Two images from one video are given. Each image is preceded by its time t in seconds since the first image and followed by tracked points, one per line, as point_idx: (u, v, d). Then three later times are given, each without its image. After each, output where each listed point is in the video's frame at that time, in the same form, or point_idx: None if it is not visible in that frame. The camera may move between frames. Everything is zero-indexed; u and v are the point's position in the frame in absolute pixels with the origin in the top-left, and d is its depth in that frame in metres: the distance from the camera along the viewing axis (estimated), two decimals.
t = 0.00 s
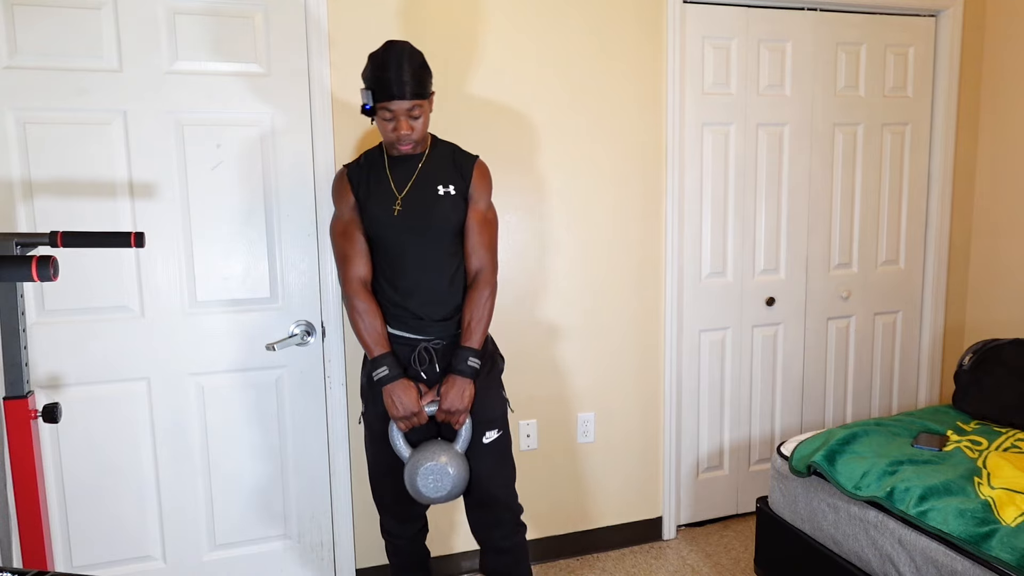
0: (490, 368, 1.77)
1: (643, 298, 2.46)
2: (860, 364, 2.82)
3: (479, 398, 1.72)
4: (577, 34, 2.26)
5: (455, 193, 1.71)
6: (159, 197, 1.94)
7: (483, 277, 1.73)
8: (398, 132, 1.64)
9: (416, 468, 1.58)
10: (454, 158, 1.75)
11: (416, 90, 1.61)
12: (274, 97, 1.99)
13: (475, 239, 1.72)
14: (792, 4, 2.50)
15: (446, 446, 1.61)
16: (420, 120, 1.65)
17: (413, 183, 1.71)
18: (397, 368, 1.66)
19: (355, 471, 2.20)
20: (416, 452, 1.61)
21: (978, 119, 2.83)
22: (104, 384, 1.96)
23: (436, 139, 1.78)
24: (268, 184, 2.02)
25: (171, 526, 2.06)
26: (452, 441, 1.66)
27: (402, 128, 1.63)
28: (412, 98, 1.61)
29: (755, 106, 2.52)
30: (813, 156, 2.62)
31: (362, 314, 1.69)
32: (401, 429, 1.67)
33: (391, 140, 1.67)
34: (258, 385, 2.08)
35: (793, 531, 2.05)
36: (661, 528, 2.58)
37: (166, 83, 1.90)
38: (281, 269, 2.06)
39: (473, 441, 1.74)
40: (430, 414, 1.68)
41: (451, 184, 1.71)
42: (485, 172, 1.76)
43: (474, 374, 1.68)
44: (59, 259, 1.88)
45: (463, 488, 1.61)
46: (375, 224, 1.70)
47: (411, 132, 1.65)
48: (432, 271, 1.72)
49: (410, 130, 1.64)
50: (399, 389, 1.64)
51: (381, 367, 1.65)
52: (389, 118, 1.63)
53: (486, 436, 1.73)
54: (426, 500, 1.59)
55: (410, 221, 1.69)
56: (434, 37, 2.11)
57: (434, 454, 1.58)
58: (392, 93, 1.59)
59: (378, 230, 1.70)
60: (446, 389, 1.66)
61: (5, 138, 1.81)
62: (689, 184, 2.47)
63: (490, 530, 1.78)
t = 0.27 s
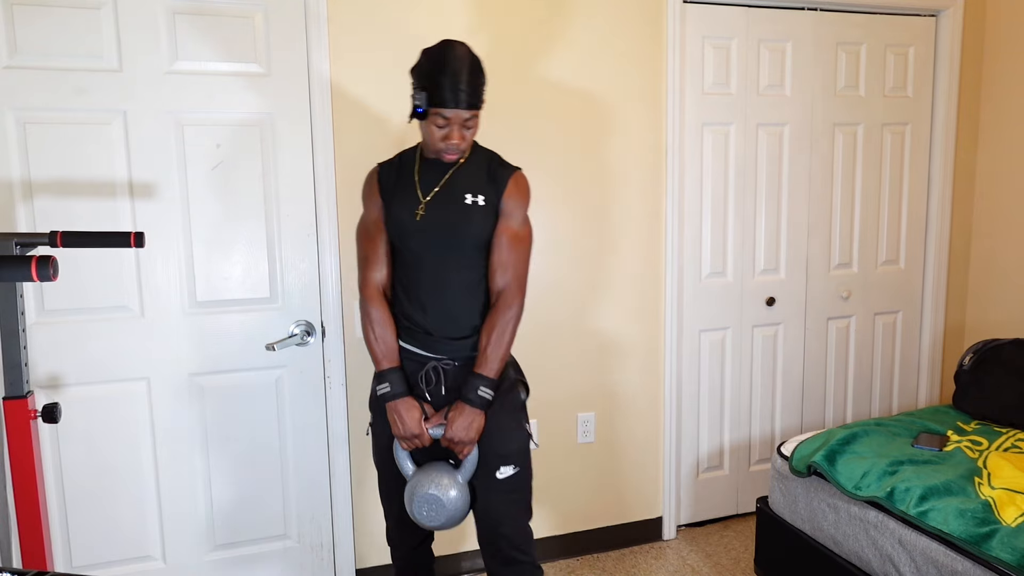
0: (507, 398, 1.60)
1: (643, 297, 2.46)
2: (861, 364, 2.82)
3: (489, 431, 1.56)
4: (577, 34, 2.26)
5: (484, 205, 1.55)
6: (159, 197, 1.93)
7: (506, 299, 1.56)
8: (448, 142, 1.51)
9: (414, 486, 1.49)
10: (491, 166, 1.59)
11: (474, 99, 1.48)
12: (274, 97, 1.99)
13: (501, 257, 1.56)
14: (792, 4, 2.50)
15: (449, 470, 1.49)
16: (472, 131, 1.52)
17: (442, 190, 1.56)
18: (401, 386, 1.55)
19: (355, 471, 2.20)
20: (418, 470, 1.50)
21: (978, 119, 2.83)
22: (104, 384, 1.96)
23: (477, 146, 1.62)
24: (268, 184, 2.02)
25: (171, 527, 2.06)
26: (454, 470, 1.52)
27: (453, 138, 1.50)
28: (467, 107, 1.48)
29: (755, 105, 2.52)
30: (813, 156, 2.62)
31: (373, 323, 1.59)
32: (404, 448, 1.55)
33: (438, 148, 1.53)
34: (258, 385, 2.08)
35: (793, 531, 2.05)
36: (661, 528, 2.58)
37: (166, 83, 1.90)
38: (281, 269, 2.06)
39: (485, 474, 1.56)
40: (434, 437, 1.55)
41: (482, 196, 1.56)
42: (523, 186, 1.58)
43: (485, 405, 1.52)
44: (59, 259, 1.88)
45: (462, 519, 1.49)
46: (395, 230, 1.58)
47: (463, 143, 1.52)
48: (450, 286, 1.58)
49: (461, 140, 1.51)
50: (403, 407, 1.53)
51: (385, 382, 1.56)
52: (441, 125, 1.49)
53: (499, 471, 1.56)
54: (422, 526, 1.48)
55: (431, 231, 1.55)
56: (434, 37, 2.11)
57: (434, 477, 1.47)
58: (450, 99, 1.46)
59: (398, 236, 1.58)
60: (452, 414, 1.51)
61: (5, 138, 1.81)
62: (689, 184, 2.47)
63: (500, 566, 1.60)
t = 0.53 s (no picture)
0: (545, 421, 1.38)
1: (643, 297, 2.46)
2: (860, 364, 2.82)
3: (520, 454, 1.35)
4: (577, 34, 2.25)
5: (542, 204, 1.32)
6: (159, 197, 1.93)
7: (555, 312, 1.34)
8: (514, 130, 1.27)
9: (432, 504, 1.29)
10: (557, 162, 1.36)
11: (552, 86, 1.26)
12: (274, 97, 1.99)
13: (553, 264, 1.34)
14: (792, 4, 2.50)
15: (470, 492, 1.29)
16: (543, 121, 1.29)
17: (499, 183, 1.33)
18: (428, 394, 1.34)
19: (355, 471, 2.20)
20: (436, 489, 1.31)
21: (979, 119, 2.83)
22: (104, 384, 1.96)
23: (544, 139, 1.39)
24: (268, 184, 2.02)
25: (170, 527, 2.06)
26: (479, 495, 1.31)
27: (521, 127, 1.27)
28: (544, 91, 1.25)
29: (755, 105, 2.52)
30: (813, 156, 2.62)
31: (405, 324, 1.37)
32: (425, 464, 1.35)
33: (501, 138, 1.30)
34: (258, 385, 2.08)
35: (792, 531, 2.05)
36: (661, 528, 2.58)
37: (166, 83, 1.90)
38: (281, 269, 2.06)
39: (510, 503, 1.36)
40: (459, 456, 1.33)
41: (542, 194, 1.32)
42: (588, 189, 1.35)
43: (518, 426, 1.31)
44: (58, 260, 1.88)
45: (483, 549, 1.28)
46: (439, 221, 1.36)
47: (530, 133, 1.28)
48: (490, 291, 1.36)
49: (530, 128, 1.27)
50: (428, 417, 1.32)
51: (411, 390, 1.34)
52: (508, 109, 1.26)
53: (527, 500, 1.35)
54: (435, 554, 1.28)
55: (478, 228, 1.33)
56: (434, 37, 2.11)
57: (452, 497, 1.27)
58: (523, 79, 1.23)
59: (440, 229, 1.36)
60: (480, 431, 1.30)
61: (5, 138, 1.81)
62: (689, 184, 2.47)
63: None
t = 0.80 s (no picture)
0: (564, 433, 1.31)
1: (643, 297, 2.46)
2: (860, 364, 2.82)
3: (542, 470, 1.28)
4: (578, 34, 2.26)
5: (563, 199, 1.27)
6: (159, 197, 1.93)
7: (578, 315, 1.29)
8: (517, 94, 1.19)
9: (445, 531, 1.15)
10: (571, 154, 1.30)
11: (557, 49, 1.20)
12: (274, 97, 1.99)
13: (574, 264, 1.29)
14: (791, 4, 2.50)
15: (489, 514, 1.17)
16: (546, 90, 1.21)
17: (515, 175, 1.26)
18: (445, 406, 1.23)
19: (355, 471, 2.20)
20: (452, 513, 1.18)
21: (978, 119, 2.83)
22: (105, 384, 1.96)
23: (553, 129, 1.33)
24: (268, 184, 2.02)
25: (171, 526, 2.06)
26: (501, 518, 1.20)
27: (524, 90, 1.19)
28: (546, 56, 1.19)
29: (755, 105, 2.52)
30: (813, 156, 2.62)
31: (412, 329, 1.26)
32: (438, 486, 1.24)
33: (503, 107, 1.22)
34: (258, 384, 2.08)
35: (792, 531, 2.05)
36: (661, 528, 2.58)
37: (167, 83, 1.90)
38: (281, 269, 2.06)
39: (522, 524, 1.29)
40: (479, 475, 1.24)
41: (560, 188, 1.26)
42: (604, 184, 1.31)
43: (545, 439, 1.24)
44: (59, 259, 1.88)
45: None
46: (449, 217, 1.26)
47: (535, 99, 1.20)
48: (507, 293, 1.28)
49: (532, 95, 1.20)
50: (445, 432, 1.22)
51: (426, 403, 1.23)
52: (510, 73, 1.20)
53: (541, 520, 1.29)
54: None
55: (497, 226, 1.25)
56: (434, 36, 2.11)
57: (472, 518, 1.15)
58: (525, 39, 1.18)
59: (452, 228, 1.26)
60: (507, 445, 1.22)
61: (5, 138, 1.81)
62: (689, 184, 2.47)
63: None
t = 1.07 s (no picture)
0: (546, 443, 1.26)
1: (643, 297, 2.46)
2: (860, 364, 2.82)
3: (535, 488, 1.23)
4: (578, 34, 2.26)
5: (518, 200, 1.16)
6: (159, 197, 1.94)
7: (539, 324, 1.23)
8: (444, 79, 1.06)
9: None
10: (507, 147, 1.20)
11: (477, 26, 1.08)
12: (274, 96, 1.99)
13: (531, 272, 1.20)
14: (792, 4, 2.51)
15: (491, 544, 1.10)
16: (475, 71, 1.08)
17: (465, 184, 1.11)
18: (438, 455, 1.09)
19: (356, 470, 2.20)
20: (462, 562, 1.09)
21: (978, 119, 2.83)
22: (105, 384, 1.96)
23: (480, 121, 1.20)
24: (268, 185, 2.02)
25: (171, 526, 2.06)
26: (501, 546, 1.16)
27: (450, 73, 1.06)
28: (467, 34, 1.06)
29: (754, 105, 2.52)
30: (813, 156, 2.63)
31: (386, 379, 1.08)
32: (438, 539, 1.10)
33: (430, 99, 1.07)
34: (258, 384, 2.08)
35: (792, 531, 2.05)
36: (661, 528, 2.58)
37: (167, 83, 1.90)
38: (281, 269, 2.06)
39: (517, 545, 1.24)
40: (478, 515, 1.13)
41: (515, 190, 1.15)
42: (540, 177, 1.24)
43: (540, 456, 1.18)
44: (59, 259, 1.88)
45: None
46: (400, 243, 1.07)
47: (463, 83, 1.07)
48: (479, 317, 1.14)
49: (460, 79, 1.06)
50: (448, 480, 1.09)
51: (421, 458, 1.07)
52: (431, 58, 1.06)
53: (536, 538, 1.25)
54: None
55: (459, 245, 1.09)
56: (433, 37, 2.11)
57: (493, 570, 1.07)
58: (443, 17, 1.05)
59: (406, 257, 1.08)
60: (505, 476, 1.13)
61: (5, 138, 1.81)
62: (689, 184, 2.47)
63: None
